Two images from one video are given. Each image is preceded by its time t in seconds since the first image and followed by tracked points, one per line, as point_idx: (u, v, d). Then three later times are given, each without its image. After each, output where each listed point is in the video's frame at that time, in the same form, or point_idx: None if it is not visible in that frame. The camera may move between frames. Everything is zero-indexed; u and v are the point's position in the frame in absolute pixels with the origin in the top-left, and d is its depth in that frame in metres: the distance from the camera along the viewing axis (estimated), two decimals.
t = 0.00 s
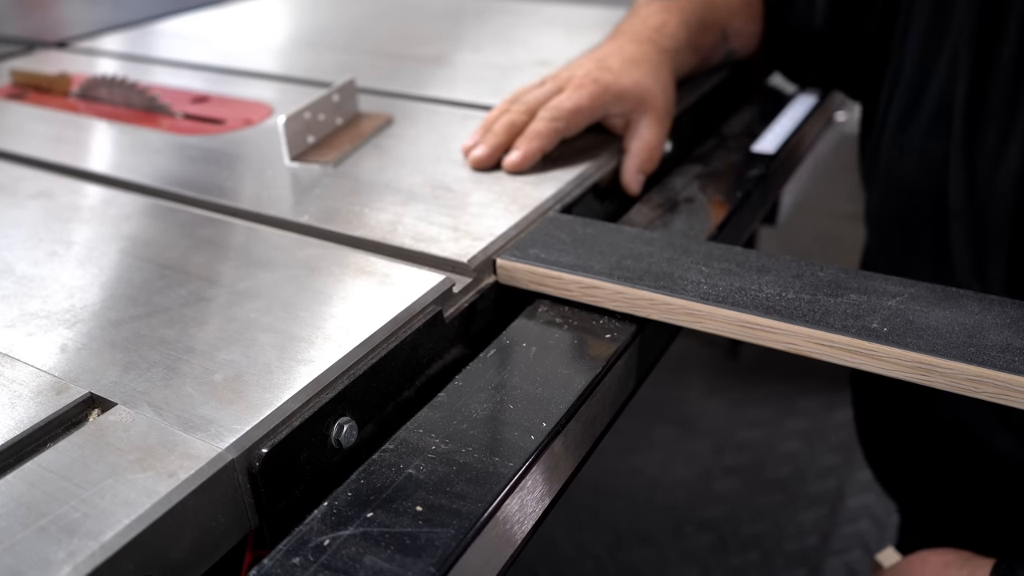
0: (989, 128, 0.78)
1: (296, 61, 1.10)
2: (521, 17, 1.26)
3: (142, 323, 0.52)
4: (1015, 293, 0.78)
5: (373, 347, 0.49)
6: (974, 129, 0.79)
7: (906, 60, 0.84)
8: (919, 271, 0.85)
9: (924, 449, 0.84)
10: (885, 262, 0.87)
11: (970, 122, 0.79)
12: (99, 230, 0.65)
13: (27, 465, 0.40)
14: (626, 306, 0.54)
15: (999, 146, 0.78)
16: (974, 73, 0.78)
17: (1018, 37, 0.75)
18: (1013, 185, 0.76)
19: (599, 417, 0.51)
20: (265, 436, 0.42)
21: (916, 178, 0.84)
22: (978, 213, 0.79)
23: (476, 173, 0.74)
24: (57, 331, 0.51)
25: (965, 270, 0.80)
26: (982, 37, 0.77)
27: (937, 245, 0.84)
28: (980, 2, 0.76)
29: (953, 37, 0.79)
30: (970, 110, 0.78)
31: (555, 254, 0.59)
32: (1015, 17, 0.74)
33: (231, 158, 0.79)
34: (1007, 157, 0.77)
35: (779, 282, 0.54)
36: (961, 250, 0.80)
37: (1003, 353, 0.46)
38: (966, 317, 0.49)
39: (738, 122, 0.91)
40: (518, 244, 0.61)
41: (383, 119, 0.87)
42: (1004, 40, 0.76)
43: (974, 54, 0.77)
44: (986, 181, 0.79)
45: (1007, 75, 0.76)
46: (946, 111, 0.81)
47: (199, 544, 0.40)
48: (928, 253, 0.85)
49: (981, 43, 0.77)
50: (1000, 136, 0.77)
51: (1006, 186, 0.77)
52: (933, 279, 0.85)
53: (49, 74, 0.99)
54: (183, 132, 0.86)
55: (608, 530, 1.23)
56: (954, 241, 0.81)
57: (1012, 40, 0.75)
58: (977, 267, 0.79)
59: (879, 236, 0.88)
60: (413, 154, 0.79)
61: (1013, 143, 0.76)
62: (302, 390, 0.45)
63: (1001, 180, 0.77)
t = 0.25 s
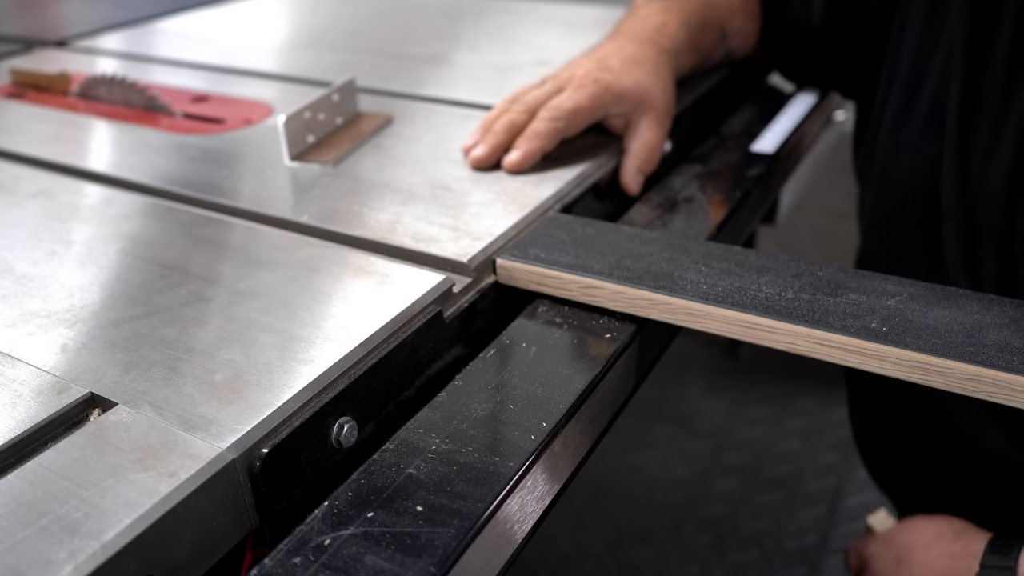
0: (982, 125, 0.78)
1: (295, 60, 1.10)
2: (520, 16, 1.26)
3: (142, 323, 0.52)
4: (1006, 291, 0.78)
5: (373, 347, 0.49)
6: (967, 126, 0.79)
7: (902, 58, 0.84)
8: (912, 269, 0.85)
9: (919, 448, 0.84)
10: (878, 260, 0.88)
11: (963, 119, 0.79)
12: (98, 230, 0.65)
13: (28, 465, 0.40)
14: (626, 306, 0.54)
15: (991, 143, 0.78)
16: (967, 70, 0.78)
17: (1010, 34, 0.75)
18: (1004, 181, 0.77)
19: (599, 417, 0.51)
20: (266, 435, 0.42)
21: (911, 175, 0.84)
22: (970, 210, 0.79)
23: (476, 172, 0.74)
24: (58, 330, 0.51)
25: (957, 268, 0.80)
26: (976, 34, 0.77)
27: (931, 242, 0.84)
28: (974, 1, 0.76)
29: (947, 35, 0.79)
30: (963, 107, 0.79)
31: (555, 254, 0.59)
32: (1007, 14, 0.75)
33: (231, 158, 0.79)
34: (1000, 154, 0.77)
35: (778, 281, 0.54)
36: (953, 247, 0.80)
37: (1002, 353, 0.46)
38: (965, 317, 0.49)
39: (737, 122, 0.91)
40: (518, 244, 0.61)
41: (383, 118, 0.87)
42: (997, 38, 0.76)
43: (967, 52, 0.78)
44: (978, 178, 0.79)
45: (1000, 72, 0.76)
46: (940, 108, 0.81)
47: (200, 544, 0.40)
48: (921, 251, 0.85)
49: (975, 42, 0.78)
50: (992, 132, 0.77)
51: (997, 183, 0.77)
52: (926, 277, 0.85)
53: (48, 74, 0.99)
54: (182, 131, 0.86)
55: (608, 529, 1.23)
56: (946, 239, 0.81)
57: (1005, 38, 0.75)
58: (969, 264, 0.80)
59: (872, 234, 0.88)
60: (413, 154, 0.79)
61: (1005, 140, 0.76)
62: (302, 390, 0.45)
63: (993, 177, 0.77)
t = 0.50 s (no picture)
0: (977, 125, 0.79)
1: (295, 62, 1.10)
2: (519, 18, 1.26)
3: (144, 324, 0.52)
4: (1001, 290, 0.78)
5: (375, 349, 0.49)
6: (963, 126, 0.79)
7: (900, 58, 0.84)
8: (907, 270, 0.85)
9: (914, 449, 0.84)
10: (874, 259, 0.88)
11: (959, 119, 0.79)
12: (100, 231, 0.65)
13: (32, 466, 0.40)
14: (626, 307, 0.55)
15: (987, 142, 0.78)
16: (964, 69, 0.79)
17: (1006, 33, 0.76)
18: (999, 181, 0.77)
19: (599, 418, 0.51)
20: (268, 437, 0.42)
21: (906, 175, 0.84)
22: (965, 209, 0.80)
23: (476, 174, 0.75)
24: (60, 332, 0.51)
25: (951, 267, 0.81)
26: (972, 33, 0.78)
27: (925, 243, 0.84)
28: None
29: (945, 35, 0.80)
30: (960, 107, 0.79)
31: (555, 255, 0.59)
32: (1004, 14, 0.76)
33: (231, 159, 0.80)
34: (995, 153, 0.77)
35: (778, 283, 0.54)
36: (947, 246, 0.80)
37: (1000, 354, 0.46)
38: (963, 318, 0.49)
39: (737, 123, 0.91)
40: (518, 246, 0.61)
41: (383, 120, 0.87)
42: (993, 37, 0.77)
43: (963, 51, 0.78)
44: (973, 177, 0.79)
45: (996, 71, 0.77)
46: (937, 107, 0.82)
47: (202, 544, 0.40)
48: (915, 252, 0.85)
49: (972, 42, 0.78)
50: (987, 132, 0.78)
51: (993, 182, 0.77)
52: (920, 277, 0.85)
53: (49, 75, 0.99)
54: (183, 133, 0.87)
55: (608, 530, 1.23)
56: (942, 238, 0.81)
57: (1002, 38, 0.76)
58: (963, 264, 0.80)
59: (867, 233, 0.88)
60: (413, 156, 0.79)
61: (1000, 140, 0.77)
62: (304, 392, 0.45)
63: (988, 176, 0.78)
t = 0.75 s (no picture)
0: (969, 126, 0.79)
1: (294, 65, 1.10)
2: (518, 20, 1.27)
3: (144, 326, 0.52)
4: (992, 289, 0.80)
5: (374, 350, 0.49)
6: (955, 126, 0.80)
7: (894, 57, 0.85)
8: (902, 270, 0.87)
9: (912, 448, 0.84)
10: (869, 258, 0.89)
11: (950, 119, 0.80)
12: (99, 234, 0.65)
13: (33, 467, 0.41)
14: (623, 308, 0.55)
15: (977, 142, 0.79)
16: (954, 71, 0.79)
17: (994, 36, 0.76)
18: (989, 180, 0.78)
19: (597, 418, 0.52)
20: (267, 437, 0.43)
21: (900, 175, 0.85)
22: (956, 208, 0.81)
23: (475, 176, 0.75)
24: (61, 334, 0.52)
25: (943, 265, 0.82)
26: (963, 35, 0.78)
27: (919, 243, 0.85)
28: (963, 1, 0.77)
29: (937, 35, 0.80)
30: (951, 107, 0.80)
31: (553, 257, 0.59)
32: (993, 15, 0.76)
33: (230, 162, 0.80)
34: (984, 154, 0.78)
35: (774, 284, 0.54)
36: (939, 247, 0.82)
37: (995, 354, 0.46)
38: (958, 318, 0.50)
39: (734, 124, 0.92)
40: (517, 247, 0.62)
41: (383, 122, 0.88)
42: (982, 38, 0.77)
43: (955, 52, 0.79)
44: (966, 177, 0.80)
45: (986, 72, 0.77)
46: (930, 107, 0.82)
47: (203, 544, 0.40)
48: (908, 252, 0.86)
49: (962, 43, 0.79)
50: (977, 132, 0.79)
51: (983, 183, 0.78)
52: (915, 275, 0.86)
53: (50, 78, 0.99)
54: (183, 136, 0.87)
55: (608, 531, 1.23)
56: (935, 237, 0.82)
57: (991, 40, 0.76)
58: (954, 263, 0.82)
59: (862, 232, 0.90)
60: (412, 158, 0.80)
61: (989, 141, 0.78)
62: (303, 393, 0.45)
63: (979, 176, 0.79)
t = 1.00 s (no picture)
0: (964, 115, 0.88)
1: (293, 69, 1.11)
2: (516, 24, 1.27)
3: (144, 330, 0.52)
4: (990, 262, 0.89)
5: (372, 354, 0.50)
6: (948, 116, 0.89)
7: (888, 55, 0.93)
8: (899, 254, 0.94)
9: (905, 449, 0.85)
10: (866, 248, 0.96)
11: (945, 110, 0.89)
12: (99, 238, 0.66)
13: (33, 470, 0.41)
14: (621, 312, 0.55)
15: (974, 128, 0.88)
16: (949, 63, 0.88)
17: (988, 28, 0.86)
18: (988, 161, 0.88)
19: (595, 422, 0.52)
20: (266, 441, 0.43)
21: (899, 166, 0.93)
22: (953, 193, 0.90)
23: (473, 180, 0.75)
24: (60, 338, 0.52)
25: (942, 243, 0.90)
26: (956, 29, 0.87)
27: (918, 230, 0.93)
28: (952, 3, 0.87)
29: (928, 31, 0.89)
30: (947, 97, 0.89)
31: (551, 261, 0.60)
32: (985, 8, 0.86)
33: (229, 166, 0.80)
34: (981, 136, 0.88)
35: (770, 287, 0.55)
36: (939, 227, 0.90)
37: (989, 357, 0.47)
38: (953, 321, 0.50)
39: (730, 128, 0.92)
40: (515, 251, 0.62)
41: (381, 126, 0.88)
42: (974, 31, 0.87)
43: (949, 47, 0.88)
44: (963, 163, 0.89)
45: (978, 65, 0.87)
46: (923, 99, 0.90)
47: (202, 547, 0.41)
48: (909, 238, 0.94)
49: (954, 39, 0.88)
50: (972, 121, 0.88)
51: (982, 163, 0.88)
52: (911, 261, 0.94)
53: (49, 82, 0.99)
54: (183, 140, 0.87)
55: (606, 533, 1.23)
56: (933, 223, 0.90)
57: (982, 32, 0.86)
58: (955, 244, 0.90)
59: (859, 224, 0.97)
60: (410, 162, 0.80)
61: (983, 129, 0.87)
62: (303, 396, 0.46)
63: (976, 162, 0.88)
